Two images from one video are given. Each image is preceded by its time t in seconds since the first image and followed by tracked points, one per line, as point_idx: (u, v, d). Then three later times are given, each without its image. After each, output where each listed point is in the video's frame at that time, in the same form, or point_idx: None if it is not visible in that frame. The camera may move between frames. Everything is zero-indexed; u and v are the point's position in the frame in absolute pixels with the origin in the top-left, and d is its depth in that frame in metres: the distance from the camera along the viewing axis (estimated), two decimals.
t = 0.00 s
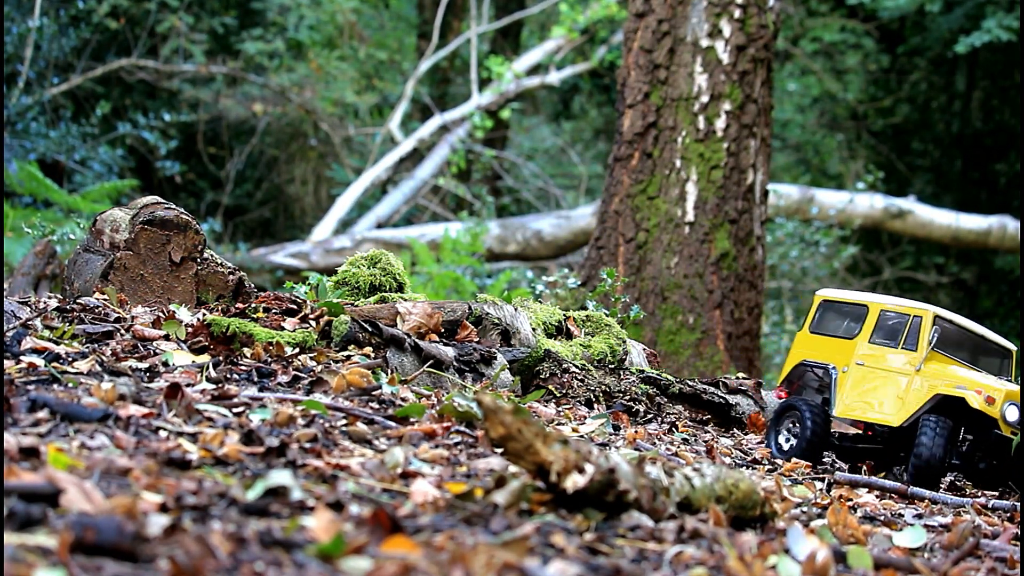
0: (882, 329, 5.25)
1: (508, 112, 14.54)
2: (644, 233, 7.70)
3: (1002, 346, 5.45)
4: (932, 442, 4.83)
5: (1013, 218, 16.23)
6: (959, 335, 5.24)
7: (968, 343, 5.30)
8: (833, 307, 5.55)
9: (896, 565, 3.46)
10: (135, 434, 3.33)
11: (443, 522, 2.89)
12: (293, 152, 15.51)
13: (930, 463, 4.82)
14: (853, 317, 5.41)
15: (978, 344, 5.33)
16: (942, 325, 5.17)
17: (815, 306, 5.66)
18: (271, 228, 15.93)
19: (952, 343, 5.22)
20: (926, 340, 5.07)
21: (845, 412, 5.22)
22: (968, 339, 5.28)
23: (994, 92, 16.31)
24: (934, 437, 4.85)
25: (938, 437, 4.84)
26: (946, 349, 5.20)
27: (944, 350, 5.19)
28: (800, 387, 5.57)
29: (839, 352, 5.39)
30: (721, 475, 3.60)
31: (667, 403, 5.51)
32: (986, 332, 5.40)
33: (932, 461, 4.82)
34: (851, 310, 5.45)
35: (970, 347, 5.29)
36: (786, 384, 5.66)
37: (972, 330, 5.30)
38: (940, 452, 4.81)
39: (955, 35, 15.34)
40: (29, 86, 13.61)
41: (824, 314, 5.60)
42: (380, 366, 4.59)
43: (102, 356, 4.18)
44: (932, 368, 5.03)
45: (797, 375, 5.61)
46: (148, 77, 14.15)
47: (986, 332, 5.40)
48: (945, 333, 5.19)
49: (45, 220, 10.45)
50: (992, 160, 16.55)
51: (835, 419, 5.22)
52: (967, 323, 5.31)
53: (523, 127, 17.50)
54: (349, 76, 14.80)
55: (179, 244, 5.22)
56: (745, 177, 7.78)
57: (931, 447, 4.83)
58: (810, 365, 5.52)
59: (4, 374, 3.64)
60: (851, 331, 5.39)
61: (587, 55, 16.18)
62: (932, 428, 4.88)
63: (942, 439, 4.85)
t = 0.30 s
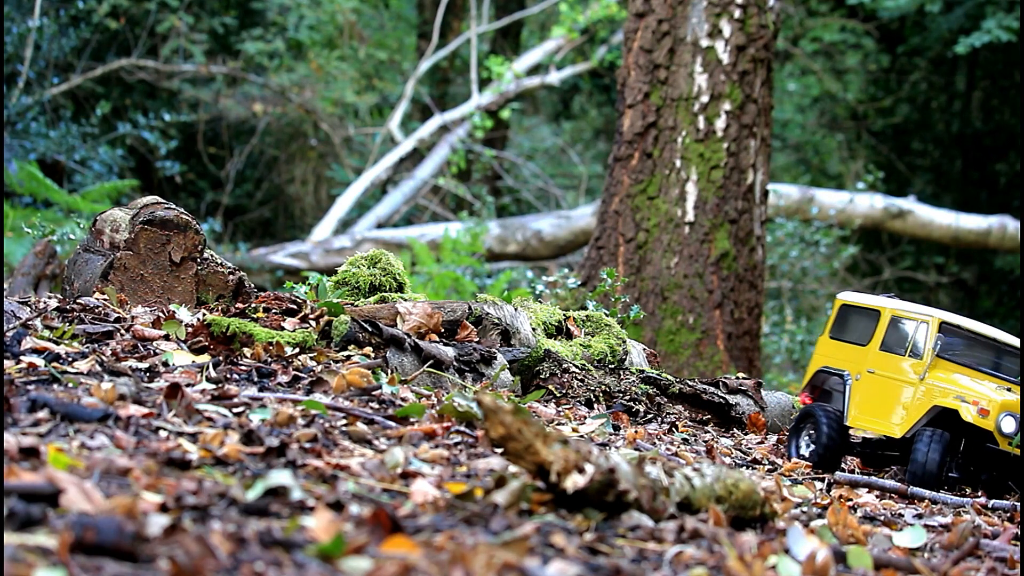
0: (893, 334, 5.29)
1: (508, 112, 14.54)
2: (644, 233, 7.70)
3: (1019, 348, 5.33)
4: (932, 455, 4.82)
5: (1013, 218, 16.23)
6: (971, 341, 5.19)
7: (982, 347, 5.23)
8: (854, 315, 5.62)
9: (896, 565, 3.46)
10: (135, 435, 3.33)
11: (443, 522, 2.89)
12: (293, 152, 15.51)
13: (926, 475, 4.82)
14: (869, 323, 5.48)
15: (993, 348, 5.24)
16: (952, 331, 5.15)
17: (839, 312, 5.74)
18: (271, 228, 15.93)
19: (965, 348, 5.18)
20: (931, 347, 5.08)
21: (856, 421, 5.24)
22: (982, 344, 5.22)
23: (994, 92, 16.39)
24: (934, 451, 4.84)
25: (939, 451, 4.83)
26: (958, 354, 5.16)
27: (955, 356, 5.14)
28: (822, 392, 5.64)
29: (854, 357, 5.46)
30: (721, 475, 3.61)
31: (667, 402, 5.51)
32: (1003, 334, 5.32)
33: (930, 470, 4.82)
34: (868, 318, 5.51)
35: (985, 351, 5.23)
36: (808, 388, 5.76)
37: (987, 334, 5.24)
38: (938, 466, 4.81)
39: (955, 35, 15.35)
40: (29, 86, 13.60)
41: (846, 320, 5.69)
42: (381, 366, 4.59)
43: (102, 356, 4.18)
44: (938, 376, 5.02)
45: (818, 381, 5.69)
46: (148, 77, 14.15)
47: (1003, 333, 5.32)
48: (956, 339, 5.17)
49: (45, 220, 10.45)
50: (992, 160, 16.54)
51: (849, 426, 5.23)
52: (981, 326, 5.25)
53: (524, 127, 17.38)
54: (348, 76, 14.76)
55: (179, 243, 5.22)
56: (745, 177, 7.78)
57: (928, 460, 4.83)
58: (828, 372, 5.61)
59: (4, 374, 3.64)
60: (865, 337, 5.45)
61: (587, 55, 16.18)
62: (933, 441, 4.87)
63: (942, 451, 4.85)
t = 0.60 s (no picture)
0: (903, 334, 5.29)
1: (508, 112, 14.54)
2: (644, 233, 7.70)
3: None
4: (921, 449, 4.80)
5: (1013, 218, 16.22)
6: (979, 338, 5.15)
7: (990, 344, 5.17)
8: (873, 319, 5.63)
9: (896, 565, 3.46)
10: (135, 434, 3.33)
11: (443, 522, 2.89)
12: (293, 152, 15.50)
13: (916, 470, 4.80)
14: (884, 325, 5.49)
15: (1002, 345, 5.17)
16: (958, 328, 5.13)
17: (861, 319, 5.76)
18: (271, 228, 15.93)
19: (972, 345, 5.14)
20: (935, 343, 5.07)
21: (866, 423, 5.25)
22: (991, 342, 5.17)
23: (994, 92, 16.39)
24: (923, 444, 4.81)
25: (928, 445, 4.80)
26: (964, 351, 5.12)
27: (961, 353, 5.11)
28: (847, 400, 5.65)
29: (869, 360, 5.48)
30: (721, 475, 3.61)
31: (667, 403, 5.51)
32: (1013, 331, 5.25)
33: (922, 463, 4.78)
34: (883, 321, 5.52)
35: (994, 347, 5.17)
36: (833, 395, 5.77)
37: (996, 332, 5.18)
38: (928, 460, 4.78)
39: (954, 36, 15.35)
40: (29, 86, 13.61)
41: (867, 325, 5.69)
42: (381, 366, 4.60)
43: (102, 356, 4.18)
44: (939, 371, 5.01)
45: (844, 389, 5.69)
46: (148, 77, 14.15)
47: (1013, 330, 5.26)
48: (963, 336, 5.14)
49: (45, 220, 10.45)
50: (992, 161, 16.55)
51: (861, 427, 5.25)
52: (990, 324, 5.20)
53: (524, 127, 17.42)
54: (348, 76, 14.76)
55: (179, 243, 5.22)
56: (745, 177, 7.78)
57: (917, 454, 4.81)
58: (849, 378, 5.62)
59: (4, 374, 3.64)
60: (880, 339, 5.46)
61: (587, 55, 16.18)
62: (923, 436, 4.85)
63: (932, 444, 4.82)
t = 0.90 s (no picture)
0: (899, 335, 5.31)
1: (508, 112, 14.53)
2: (644, 233, 7.70)
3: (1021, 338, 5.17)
4: (896, 450, 4.82)
5: (1013, 219, 16.22)
6: (968, 334, 5.11)
7: (981, 340, 5.12)
8: (878, 321, 5.65)
9: (895, 565, 3.46)
10: (135, 434, 3.33)
11: (443, 522, 2.89)
12: (292, 152, 15.49)
13: (892, 471, 4.82)
14: (886, 327, 5.51)
15: (992, 339, 5.11)
16: (945, 325, 5.11)
17: (870, 322, 5.78)
18: (271, 228, 15.94)
19: (961, 342, 5.10)
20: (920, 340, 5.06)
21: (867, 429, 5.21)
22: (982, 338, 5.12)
23: (994, 92, 16.39)
24: (900, 445, 4.83)
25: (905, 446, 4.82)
26: (955, 348, 5.09)
27: (952, 352, 5.07)
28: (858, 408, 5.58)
29: (872, 363, 5.49)
30: (721, 475, 3.61)
31: (668, 403, 5.51)
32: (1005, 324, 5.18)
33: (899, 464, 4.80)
34: (886, 323, 5.53)
35: (984, 342, 5.12)
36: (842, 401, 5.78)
37: (987, 326, 5.13)
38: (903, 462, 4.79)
39: (955, 36, 15.35)
40: (29, 86, 13.61)
41: (876, 327, 5.70)
42: (381, 366, 4.60)
43: (102, 356, 4.18)
44: (923, 369, 4.99)
45: (852, 396, 5.66)
46: (148, 77, 14.15)
47: (1006, 324, 5.18)
48: (952, 333, 5.10)
49: (45, 220, 10.45)
50: (992, 161, 16.55)
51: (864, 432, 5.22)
52: (980, 319, 5.15)
53: (524, 127, 17.42)
54: (348, 76, 14.75)
55: (179, 243, 5.22)
56: (745, 177, 7.78)
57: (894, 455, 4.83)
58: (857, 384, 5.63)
59: (4, 374, 3.64)
60: (881, 342, 5.48)
61: (587, 55, 16.17)
62: (900, 436, 4.87)
63: (908, 445, 4.84)
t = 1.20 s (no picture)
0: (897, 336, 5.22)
1: (508, 112, 14.53)
2: (644, 233, 7.70)
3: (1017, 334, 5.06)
4: (873, 442, 4.69)
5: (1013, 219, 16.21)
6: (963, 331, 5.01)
7: (977, 337, 5.02)
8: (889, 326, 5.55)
9: (896, 565, 3.47)
10: (135, 435, 3.33)
11: (443, 522, 2.89)
12: (292, 152, 15.48)
13: (867, 464, 4.69)
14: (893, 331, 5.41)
15: (989, 335, 5.01)
16: (939, 324, 5.01)
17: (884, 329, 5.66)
18: (271, 228, 15.94)
19: (960, 339, 4.98)
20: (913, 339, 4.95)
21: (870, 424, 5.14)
22: (977, 334, 5.01)
23: (994, 92, 16.39)
24: (877, 436, 4.71)
25: (883, 436, 4.69)
26: (949, 344, 4.96)
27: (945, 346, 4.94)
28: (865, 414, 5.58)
29: (871, 368, 5.40)
30: (721, 475, 3.61)
31: (668, 403, 5.51)
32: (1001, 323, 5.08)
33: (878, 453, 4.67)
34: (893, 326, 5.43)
35: (980, 339, 5.00)
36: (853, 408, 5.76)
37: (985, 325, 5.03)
38: (881, 454, 4.66)
39: (955, 36, 15.36)
40: (29, 86, 13.61)
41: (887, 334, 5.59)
42: (380, 366, 4.60)
43: (102, 356, 4.18)
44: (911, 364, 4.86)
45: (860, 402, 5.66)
46: (148, 77, 14.14)
47: (1002, 322, 5.09)
48: (947, 330, 4.99)
49: (45, 220, 10.45)
50: (992, 161, 16.55)
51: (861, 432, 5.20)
52: (977, 318, 5.06)
53: (524, 127, 17.42)
54: (348, 76, 14.74)
55: (179, 243, 5.22)
56: (746, 177, 7.78)
57: (872, 447, 4.70)
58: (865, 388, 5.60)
59: (4, 374, 3.64)
60: (886, 344, 5.39)
61: (587, 55, 16.16)
62: (879, 427, 4.74)
63: (886, 437, 4.72)
